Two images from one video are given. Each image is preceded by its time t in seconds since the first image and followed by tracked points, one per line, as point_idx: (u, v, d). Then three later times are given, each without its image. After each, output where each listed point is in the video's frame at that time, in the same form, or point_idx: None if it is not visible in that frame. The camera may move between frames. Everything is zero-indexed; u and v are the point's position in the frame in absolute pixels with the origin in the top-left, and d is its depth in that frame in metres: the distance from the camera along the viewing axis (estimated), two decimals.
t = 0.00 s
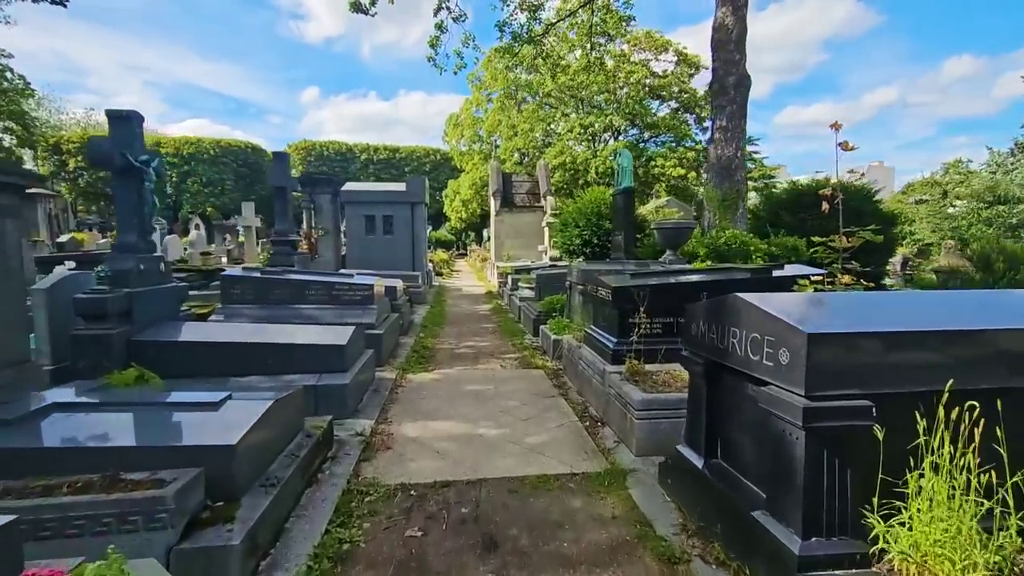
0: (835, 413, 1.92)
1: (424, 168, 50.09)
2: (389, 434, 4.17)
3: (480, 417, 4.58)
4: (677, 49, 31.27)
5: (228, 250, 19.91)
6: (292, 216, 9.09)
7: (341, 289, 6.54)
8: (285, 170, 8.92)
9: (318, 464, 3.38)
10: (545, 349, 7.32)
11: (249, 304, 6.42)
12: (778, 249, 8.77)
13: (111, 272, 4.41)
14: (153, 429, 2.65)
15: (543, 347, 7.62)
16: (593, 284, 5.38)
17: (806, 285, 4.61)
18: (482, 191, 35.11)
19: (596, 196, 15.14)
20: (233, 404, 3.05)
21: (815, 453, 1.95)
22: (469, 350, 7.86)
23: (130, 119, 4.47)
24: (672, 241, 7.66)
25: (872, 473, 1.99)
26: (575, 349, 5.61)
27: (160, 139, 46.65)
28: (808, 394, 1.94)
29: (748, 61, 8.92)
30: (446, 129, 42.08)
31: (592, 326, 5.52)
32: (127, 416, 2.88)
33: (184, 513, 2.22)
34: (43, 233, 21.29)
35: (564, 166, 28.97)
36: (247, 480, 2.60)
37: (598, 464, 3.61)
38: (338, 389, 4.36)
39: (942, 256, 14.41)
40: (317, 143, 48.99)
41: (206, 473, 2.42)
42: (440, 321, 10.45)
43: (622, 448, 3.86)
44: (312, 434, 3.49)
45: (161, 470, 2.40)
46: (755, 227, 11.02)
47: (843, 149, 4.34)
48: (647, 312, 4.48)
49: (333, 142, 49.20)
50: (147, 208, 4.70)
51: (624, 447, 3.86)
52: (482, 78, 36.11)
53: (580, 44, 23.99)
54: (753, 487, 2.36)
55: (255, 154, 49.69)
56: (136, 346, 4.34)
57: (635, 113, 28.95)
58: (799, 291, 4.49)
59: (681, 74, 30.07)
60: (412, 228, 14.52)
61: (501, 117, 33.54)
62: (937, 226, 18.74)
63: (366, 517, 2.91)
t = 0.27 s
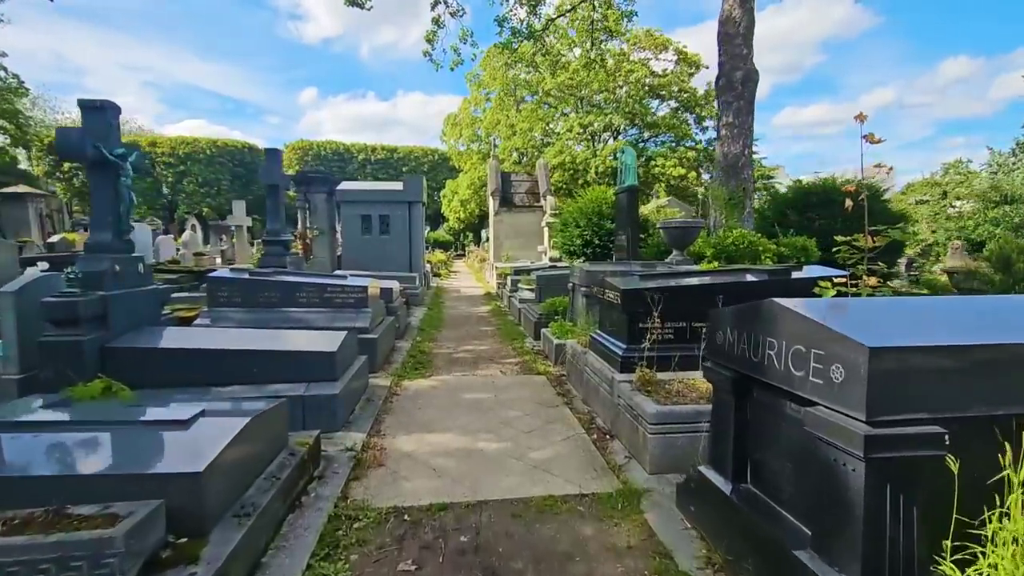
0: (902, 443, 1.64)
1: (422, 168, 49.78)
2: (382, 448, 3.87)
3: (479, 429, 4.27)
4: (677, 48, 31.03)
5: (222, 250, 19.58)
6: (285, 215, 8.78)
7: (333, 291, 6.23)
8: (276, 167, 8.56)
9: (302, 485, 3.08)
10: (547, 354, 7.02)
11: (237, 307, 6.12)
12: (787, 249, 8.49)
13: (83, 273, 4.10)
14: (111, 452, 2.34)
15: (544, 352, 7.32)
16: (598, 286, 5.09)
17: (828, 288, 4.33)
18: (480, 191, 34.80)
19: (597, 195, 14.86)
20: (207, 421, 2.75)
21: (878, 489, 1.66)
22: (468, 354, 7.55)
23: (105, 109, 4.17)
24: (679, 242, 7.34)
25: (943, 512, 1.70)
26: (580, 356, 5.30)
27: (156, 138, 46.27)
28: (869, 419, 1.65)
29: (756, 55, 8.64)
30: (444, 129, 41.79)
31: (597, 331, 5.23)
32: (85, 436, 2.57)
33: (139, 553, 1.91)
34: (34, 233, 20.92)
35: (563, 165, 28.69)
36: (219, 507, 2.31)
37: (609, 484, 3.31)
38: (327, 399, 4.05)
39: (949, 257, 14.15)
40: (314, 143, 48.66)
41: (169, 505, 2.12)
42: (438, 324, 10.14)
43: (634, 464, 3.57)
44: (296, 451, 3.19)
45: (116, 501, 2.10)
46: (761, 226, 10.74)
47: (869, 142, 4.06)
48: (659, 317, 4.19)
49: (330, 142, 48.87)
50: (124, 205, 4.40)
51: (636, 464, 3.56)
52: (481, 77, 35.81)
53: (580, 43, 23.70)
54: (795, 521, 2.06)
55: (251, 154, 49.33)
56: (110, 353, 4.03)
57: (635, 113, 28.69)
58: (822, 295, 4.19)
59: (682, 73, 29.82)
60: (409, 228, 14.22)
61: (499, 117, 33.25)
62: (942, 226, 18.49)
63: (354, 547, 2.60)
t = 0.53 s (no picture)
0: (991, 481, 1.34)
1: (419, 167, 49.45)
2: (370, 464, 3.55)
3: (475, 442, 3.96)
4: (676, 47, 30.78)
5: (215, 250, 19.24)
6: (274, 214, 8.45)
7: (322, 292, 5.91)
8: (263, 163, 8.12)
9: (278, 510, 2.77)
10: (548, 358, 6.71)
11: (220, 309, 5.80)
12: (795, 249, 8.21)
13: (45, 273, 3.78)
14: (52, 480, 2.04)
15: (544, 356, 7.01)
16: (601, 287, 4.78)
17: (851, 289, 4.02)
18: (478, 191, 34.47)
19: (597, 194, 14.57)
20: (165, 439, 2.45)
21: (960, 537, 1.36)
22: (465, 358, 7.24)
23: (70, 96, 3.84)
24: (684, 241, 7.09)
25: None
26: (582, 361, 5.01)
27: (150, 138, 45.82)
28: (950, 452, 1.35)
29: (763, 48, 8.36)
30: (441, 128, 41.47)
31: (601, 335, 4.92)
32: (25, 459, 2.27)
33: None
34: (24, 233, 20.55)
35: (561, 165, 28.40)
36: (173, 543, 2.01)
37: (618, 506, 3.00)
38: (310, 410, 3.74)
39: (955, 257, 13.88)
40: (311, 142, 48.28)
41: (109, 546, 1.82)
42: (434, 326, 9.83)
43: (644, 482, 3.27)
44: (272, 471, 2.88)
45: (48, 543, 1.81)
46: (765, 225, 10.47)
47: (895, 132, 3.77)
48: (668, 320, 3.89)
49: (327, 142, 48.50)
50: (92, 202, 4.09)
51: (647, 482, 3.25)
52: (478, 76, 35.49)
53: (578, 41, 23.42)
54: (842, 563, 1.77)
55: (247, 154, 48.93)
56: (74, 360, 3.71)
57: (635, 112, 28.41)
58: (844, 297, 3.89)
59: (681, 72, 29.55)
60: (405, 227, 13.90)
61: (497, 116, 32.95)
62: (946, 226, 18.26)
63: None
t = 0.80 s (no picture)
0: None
1: (415, 167, 49.09)
2: (354, 484, 3.23)
3: (469, 458, 3.64)
4: (674, 45, 30.56)
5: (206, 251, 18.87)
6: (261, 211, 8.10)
7: (307, 294, 5.58)
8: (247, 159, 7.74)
9: (245, 544, 2.45)
10: (546, 364, 6.39)
11: (199, 313, 5.47)
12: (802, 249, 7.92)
13: None
14: None
15: (543, 361, 6.70)
16: (604, 290, 4.48)
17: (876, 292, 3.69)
18: (474, 191, 34.11)
19: (596, 193, 14.28)
20: (111, 468, 2.13)
21: None
22: (460, 363, 6.92)
23: (27, 84, 3.56)
24: (689, 241, 6.78)
25: None
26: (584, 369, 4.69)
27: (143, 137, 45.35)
28: None
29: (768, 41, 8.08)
30: (437, 128, 41.13)
31: (603, 340, 4.62)
32: None
33: None
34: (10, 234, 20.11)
35: (559, 164, 28.10)
36: None
37: (628, 535, 2.69)
38: (289, 424, 3.42)
39: (960, 257, 13.64)
40: (306, 142, 47.91)
41: None
42: (428, 329, 9.50)
43: (656, 505, 2.96)
44: (240, 498, 2.56)
45: None
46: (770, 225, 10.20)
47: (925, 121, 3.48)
48: (679, 326, 3.59)
49: (322, 141, 48.17)
50: (53, 199, 3.83)
51: (658, 505, 2.94)
52: (475, 75, 35.17)
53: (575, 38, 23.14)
54: None
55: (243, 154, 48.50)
56: (29, 370, 3.39)
57: (633, 111, 28.12)
58: (868, 300, 3.59)
59: (679, 71, 29.28)
60: (399, 227, 13.57)
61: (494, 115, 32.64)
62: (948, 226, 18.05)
63: None
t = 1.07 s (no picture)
0: None
1: (411, 167, 48.73)
2: (340, 510, 2.93)
3: (468, 479, 3.33)
4: (673, 44, 30.30)
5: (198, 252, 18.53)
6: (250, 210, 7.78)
7: (295, 298, 5.26)
8: (232, 156, 7.42)
9: None
10: (548, 371, 6.09)
11: (181, 318, 5.14)
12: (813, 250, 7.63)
13: None
14: None
15: (544, 367, 6.39)
16: (612, 293, 4.18)
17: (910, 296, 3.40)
18: (471, 191, 33.67)
19: (596, 193, 13.99)
20: (48, 507, 1.81)
21: None
22: (456, 370, 6.61)
23: None
24: (698, 241, 6.46)
25: None
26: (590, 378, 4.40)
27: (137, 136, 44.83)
28: None
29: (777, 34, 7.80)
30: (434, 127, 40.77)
31: (611, 347, 4.32)
32: None
33: None
34: None
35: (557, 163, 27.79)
36: None
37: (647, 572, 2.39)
38: (269, 443, 3.10)
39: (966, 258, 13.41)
40: (301, 141, 47.49)
41: None
42: (424, 332, 9.17)
43: (676, 535, 2.66)
44: (206, 535, 2.25)
45: None
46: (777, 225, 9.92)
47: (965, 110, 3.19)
48: (696, 333, 3.30)
49: (318, 140, 47.76)
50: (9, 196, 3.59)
51: (679, 535, 2.65)
52: (472, 74, 34.83)
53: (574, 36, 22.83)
54: None
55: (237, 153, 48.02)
56: None
57: (631, 110, 27.84)
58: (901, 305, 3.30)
59: (678, 70, 29.00)
60: (394, 227, 13.25)
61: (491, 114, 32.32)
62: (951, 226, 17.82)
63: None
